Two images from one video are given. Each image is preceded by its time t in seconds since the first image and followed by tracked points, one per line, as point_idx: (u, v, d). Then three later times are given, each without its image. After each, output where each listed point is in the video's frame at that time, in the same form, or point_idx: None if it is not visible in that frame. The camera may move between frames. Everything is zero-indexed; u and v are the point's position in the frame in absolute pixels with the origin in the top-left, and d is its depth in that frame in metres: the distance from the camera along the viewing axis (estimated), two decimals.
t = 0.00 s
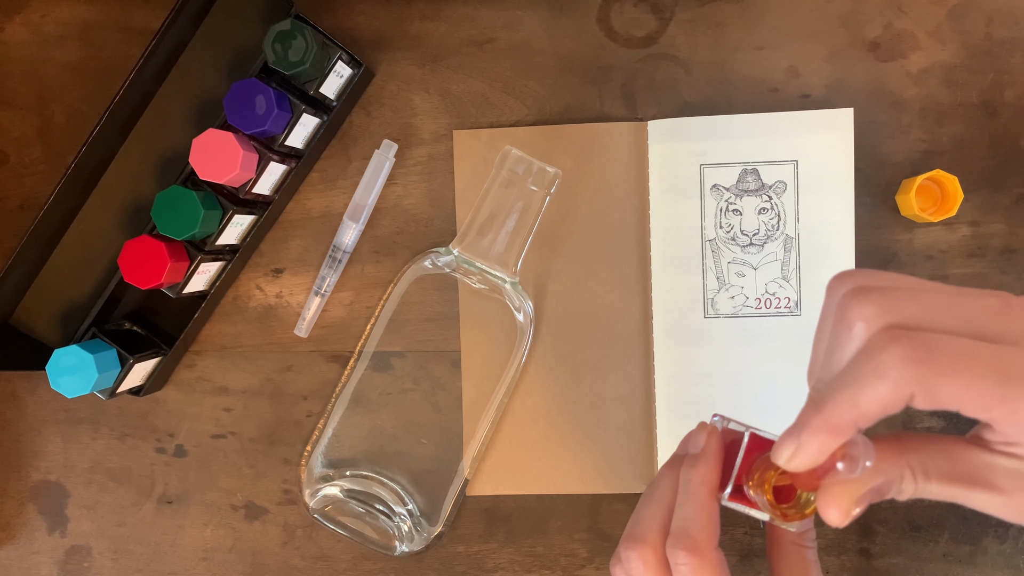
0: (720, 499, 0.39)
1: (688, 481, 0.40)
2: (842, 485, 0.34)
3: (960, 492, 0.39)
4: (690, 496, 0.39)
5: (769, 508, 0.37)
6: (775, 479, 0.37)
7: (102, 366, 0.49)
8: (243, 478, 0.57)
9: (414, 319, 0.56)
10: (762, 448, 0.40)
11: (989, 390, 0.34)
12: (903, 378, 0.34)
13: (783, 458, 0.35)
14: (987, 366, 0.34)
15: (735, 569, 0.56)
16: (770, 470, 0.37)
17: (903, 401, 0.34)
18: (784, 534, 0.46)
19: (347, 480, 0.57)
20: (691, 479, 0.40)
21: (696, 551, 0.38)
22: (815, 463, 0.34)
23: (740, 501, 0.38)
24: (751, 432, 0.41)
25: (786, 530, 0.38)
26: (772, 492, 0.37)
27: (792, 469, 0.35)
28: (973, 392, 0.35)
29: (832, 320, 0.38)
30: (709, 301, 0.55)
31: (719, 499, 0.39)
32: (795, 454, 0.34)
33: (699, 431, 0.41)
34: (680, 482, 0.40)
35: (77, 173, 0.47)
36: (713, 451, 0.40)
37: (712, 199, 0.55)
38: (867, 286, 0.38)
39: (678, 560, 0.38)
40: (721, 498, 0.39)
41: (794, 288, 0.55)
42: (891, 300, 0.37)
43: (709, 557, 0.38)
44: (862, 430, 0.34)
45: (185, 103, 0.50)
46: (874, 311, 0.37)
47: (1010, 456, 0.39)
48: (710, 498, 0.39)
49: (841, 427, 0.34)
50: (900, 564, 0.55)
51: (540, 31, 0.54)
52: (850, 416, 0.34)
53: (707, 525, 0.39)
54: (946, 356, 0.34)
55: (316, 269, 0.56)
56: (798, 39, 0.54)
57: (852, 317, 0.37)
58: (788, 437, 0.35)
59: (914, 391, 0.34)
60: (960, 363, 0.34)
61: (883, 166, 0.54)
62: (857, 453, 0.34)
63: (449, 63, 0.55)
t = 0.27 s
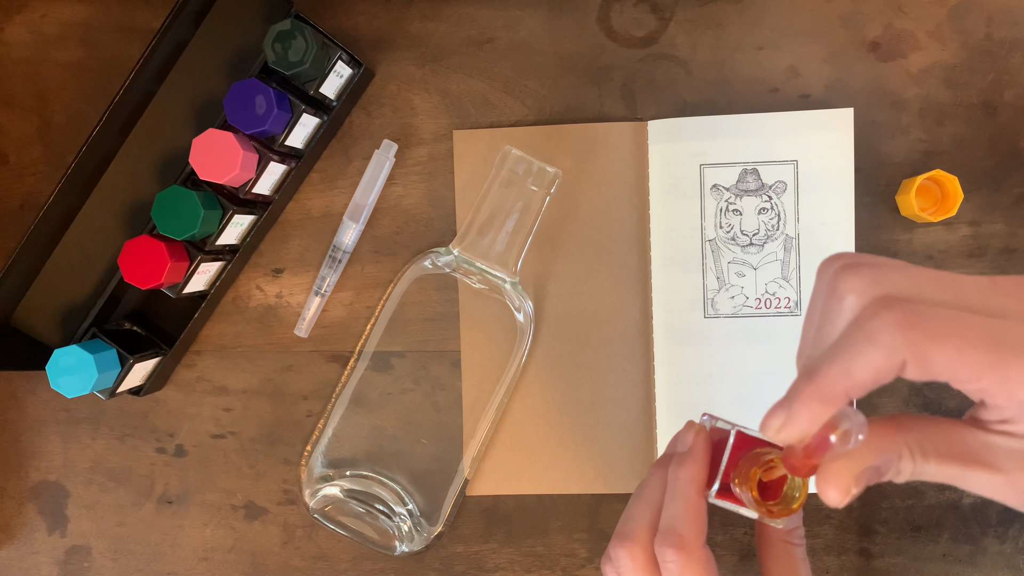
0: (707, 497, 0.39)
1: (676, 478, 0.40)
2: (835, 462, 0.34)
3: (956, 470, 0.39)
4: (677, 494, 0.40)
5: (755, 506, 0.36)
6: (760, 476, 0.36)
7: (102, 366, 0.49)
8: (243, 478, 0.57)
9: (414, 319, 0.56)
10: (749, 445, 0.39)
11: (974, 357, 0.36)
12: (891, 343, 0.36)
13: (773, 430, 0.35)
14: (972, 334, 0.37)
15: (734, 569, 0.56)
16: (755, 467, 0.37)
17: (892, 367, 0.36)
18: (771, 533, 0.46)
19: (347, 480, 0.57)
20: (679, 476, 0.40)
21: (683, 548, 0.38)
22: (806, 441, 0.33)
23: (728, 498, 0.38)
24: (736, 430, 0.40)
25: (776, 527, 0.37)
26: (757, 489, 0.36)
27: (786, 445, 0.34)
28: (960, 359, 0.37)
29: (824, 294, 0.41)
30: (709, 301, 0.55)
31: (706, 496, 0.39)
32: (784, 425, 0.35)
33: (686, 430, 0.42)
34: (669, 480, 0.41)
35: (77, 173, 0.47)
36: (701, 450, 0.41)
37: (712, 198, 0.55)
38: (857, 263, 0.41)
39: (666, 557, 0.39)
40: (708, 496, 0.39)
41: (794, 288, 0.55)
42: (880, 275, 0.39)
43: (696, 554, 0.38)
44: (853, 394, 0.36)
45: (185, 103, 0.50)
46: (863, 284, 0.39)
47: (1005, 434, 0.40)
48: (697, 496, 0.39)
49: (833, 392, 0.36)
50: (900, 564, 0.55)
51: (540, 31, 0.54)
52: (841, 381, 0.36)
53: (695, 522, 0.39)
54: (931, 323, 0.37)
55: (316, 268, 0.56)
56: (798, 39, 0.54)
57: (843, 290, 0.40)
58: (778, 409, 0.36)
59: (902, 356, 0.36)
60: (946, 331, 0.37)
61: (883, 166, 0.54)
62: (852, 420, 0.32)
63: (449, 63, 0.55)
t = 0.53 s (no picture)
0: (700, 493, 0.39)
1: (669, 476, 0.40)
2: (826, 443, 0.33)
3: (949, 455, 0.37)
4: (670, 491, 0.39)
5: (747, 502, 0.35)
6: (751, 472, 0.36)
7: (102, 366, 0.49)
8: (243, 478, 0.57)
9: (414, 319, 0.56)
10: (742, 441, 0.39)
11: (959, 330, 0.37)
12: (876, 317, 0.37)
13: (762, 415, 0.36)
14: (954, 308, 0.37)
15: (734, 569, 0.56)
16: (746, 463, 0.36)
17: (877, 341, 0.37)
18: (766, 531, 0.46)
19: (347, 480, 0.57)
20: (672, 473, 0.39)
21: (676, 544, 0.38)
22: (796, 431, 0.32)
23: (720, 494, 0.38)
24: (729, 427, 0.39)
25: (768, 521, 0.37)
26: (749, 485, 0.36)
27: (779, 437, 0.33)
28: (944, 333, 0.37)
29: (809, 279, 0.41)
30: (709, 301, 0.55)
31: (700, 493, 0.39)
32: (773, 404, 0.35)
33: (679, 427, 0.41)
34: (662, 476, 0.40)
35: (77, 173, 0.47)
36: (694, 446, 0.40)
37: (712, 199, 0.55)
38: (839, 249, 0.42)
39: (659, 553, 0.39)
40: (702, 492, 0.39)
41: (794, 288, 0.55)
42: (862, 257, 0.40)
43: (689, 549, 0.39)
44: (840, 370, 0.36)
45: (185, 102, 0.50)
46: (846, 265, 0.40)
47: (993, 417, 0.38)
48: (690, 493, 0.39)
49: (821, 368, 0.36)
50: (900, 564, 0.55)
51: (540, 31, 0.54)
52: (828, 355, 0.36)
53: (687, 518, 0.39)
54: (913, 297, 0.37)
55: (316, 268, 0.56)
56: (798, 39, 0.54)
57: (827, 273, 0.40)
58: (766, 390, 0.36)
59: (885, 331, 0.37)
60: (928, 304, 0.37)
61: (883, 166, 0.54)
62: (839, 404, 0.30)
63: (449, 63, 0.55)
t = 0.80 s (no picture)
0: (696, 491, 0.39)
1: (664, 474, 0.40)
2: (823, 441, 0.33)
3: (947, 451, 0.37)
4: (665, 489, 0.39)
5: (742, 501, 0.35)
6: (746, 471, 0.36)
7: (102, 366, 0.49)
8: (243, 478, 0.57)
9: (414, 319, 0.56)
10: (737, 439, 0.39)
11: (952, 324, 0.37)
12: (869, 312, 0.37)
13: (756, 412, 0.36)
14: (946, 303, 0.37)
15: (734, 569, 0.56)
16: (741, 461, 0.36)
17: (870, 336, 0.37)
18: (763, 530, 0.46)
19: (347, 480, 0.57)
20: (667, 472, 0.40)
21: (671, 543, 0.38)
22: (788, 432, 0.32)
23: (716, 492, 0.38)
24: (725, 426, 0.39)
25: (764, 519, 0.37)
26: (744, 484, 0.36)
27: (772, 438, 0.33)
28: (937, 327, 0.37)
29: (802, 275, 0.41)
30: (709, 301, 0.55)
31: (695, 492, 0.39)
32: (767, 399, 0.36)
33: (675, 425, 0.41)
34: (657, 475, 0.40)
35: (77, 173, 0.47)
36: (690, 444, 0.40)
37: (712, 198, 0.55)
38: (832, 246, 0.42)
39: (654, 552, 0.39)
40: (697, 490, 0.39)
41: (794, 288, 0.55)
42: (855, 253, 0.40)
43: (684, 548, 0.38)
44: (833, 365, 0.36)
45: (185, 103, 0.50)
46: (839, 262, 0.40)
47: (991, 412, 0.38)
48: (685, 491, 0.39)
49: (814, 362, 0.36)
50: (900, 564, 0.55)
51: (540, 31, 0.54)
52: (822, 350, 0.36)
53: (683, 517, 0.39)
54: (905, 292, 0.37)
55: (316, 268, 0.56)
56: (798, 39, 0.54)
57: (820, 269, 0.40)
58: (760, 385, 0.36)
59: (878, 326, 0.37)
60: (921, 299, 0.37)
61: (883, 166, 0.54)
62: (832, 400, 0.30)
63: (449, 63, 0.55)
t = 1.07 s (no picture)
0: (701, 489, 0.39)
1: (667, 472, 0.40)
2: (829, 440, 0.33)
3: (950, 451, 0.37)
4: (668, 486, 0.39)
5: (748, 498, 0.36)
6: (751, 468, 0.36)
7: (102, 366, 0.49)
8: (243, 478, 0.57)
9: (414, 319, 0.56)
10: (742, 437, 0.39)
11: (955, 325, 0.37)
12: (872, 311, 0.37)
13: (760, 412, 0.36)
14: (949, 303, 0.37)
15: (734, 569, 0.56)
16: (746, 459, 0.37)
17: (874, 336, 0.37)
18: (767, 527, 0.46)
19: (347, 480, 0.57)
20: (670, 469, 0.39)
21: (674, 540, 0.38)
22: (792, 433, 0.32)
23: (720, 491, 0.39)
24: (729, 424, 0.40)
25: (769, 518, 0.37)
26: (749, 481, 0.36)
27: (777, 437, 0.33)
28: (940, 328, 0.37)
29: (806, 275, 0.41)
30: (709, 301, 0.55)
31: (700, 489, 0.40)
32: (771, 399, 0.35)
33: (678, 424, 0.42)
34: (661, 472, 0.40)
35: (77, 173, 0.47)
36: (693, 442, 0.40)
37: (712, 199, 0.55)
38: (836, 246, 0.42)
39: (658, 550, 0.38)
40: (702, 488, 0.39)
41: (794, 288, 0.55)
42: (858, 253, 0.40)
43: (688, 546, 0.38)
44: (838, 365, 0.36)
45: (185, 103, 0.50)
46: (842, 262, 0.40)
47: (994, 413, 0.38)
48: (689, 489, 0.39)
49: (819, 363, 0.35)
50: (900, 564, 0.55)
51: (540, 30, 0.54)
52: (825, 349, 0.36)
53: (686, 515, 0.39)
54: (909, 292, 0.37)
55: (316, 268, 0.56)
56: (798, 39, 0.54)
57: (824, 269, 0.40)
58: (764, 385, 0.36)
59: (882, 326, 0.37)
60: (924, 299, 0.37)
61: (883, 166, 0.54)
62: (837, 399, 0.30)
63: (449, 63, 0.55)
